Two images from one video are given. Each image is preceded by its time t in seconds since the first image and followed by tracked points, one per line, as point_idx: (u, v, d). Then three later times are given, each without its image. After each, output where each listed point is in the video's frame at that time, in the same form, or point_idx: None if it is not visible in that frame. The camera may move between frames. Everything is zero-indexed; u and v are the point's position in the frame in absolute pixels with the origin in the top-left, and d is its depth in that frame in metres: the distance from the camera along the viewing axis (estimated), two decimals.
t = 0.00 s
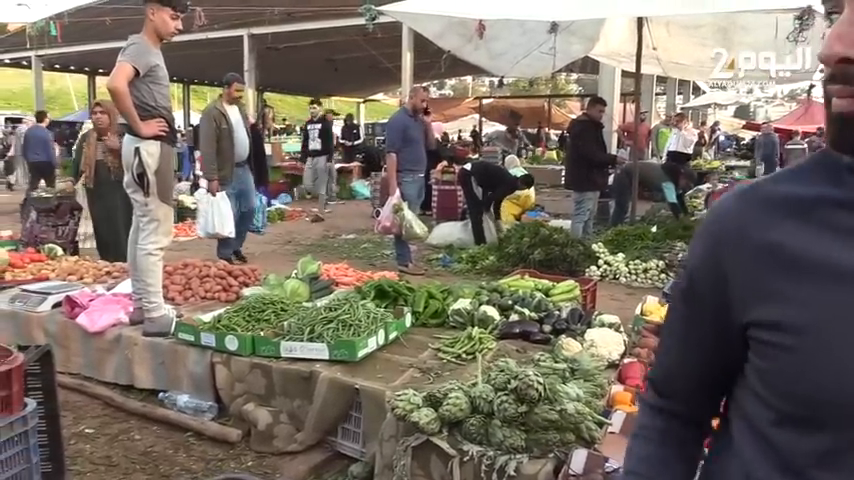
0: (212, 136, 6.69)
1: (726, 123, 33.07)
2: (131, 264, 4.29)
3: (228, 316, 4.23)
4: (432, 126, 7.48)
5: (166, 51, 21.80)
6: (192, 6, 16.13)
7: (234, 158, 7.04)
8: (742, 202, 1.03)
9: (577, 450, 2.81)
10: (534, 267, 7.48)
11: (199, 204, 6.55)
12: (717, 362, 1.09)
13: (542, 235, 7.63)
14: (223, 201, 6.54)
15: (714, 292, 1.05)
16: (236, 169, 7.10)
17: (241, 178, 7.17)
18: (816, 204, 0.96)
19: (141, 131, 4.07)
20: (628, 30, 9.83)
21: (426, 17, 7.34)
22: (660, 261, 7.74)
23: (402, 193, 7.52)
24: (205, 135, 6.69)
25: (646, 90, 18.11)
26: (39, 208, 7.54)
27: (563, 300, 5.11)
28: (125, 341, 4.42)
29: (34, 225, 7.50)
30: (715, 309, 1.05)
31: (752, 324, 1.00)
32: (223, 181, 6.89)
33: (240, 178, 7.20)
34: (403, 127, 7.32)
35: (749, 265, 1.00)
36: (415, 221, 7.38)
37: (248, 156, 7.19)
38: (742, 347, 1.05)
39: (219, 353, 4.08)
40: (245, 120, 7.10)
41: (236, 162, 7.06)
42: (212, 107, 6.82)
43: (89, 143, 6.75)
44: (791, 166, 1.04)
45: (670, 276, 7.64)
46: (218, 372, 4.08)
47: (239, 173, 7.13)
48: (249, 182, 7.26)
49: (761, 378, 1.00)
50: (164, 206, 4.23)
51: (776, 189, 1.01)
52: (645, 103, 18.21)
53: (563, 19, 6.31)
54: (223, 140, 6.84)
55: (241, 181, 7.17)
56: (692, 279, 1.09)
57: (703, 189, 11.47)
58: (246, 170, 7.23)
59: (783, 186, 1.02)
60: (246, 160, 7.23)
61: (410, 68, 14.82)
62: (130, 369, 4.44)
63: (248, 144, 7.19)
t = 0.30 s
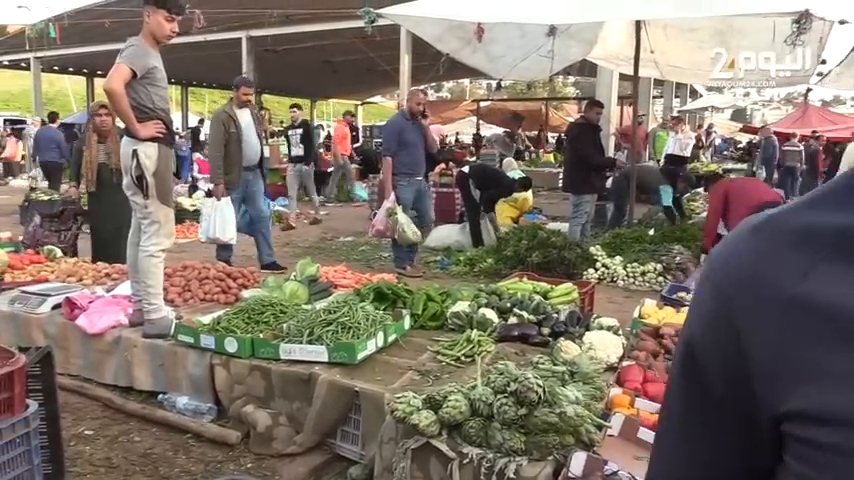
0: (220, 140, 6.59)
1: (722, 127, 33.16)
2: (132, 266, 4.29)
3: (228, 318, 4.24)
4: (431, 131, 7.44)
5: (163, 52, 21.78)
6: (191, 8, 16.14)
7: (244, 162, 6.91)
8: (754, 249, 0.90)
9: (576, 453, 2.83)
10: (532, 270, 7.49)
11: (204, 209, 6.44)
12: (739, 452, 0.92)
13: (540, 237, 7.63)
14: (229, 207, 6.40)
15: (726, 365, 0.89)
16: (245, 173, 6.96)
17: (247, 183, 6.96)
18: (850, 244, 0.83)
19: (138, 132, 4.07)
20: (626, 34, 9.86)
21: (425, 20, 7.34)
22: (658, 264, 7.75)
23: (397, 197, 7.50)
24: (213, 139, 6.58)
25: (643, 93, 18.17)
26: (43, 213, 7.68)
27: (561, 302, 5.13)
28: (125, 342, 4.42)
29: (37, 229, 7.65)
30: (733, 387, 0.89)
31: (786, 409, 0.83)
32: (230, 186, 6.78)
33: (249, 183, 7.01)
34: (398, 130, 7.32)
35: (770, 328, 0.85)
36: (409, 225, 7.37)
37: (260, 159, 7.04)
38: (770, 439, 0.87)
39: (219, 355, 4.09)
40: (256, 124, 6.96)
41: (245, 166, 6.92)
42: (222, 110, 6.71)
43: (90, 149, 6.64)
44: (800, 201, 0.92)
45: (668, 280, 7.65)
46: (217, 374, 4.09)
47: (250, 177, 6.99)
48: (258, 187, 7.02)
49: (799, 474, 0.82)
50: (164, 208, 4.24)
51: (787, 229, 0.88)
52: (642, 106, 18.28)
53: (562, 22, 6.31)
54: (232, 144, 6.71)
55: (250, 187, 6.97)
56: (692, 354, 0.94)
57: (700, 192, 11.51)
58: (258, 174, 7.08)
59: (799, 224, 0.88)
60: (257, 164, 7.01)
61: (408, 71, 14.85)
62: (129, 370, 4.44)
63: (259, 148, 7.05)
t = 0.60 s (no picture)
0: (227, 140, 6.44)
1: (708, 130, 33.44)
2: (119, 269, 4.30)
3: (215, 323, 4.22)
4: (424, 135, 7.36)
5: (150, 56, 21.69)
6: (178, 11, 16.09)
7: (250, 165, 6.72)
8: (799, 280, 0.80)
9: (565, 455, 2.85)
10: (520, 272, 7.50)
11: (199, 208, 6.35)
12: None
13: (528, 239, 7.63)
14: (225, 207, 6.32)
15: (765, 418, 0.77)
16: (250, 176, 6.78)
17: (253, 186, 6.80)
18: None
19: (112, 134, 4.03)
20: (612, 37, 9.91)
21: (413, 24, 7.34)
22: (645, 266, 7.79)
23: (386, 201, 7.39)
24: (220, 138, 6.43)
25: (630, 97, 18.29)
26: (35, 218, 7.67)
27: (549, 305, 5.14)
28: (111, 348, 4.39)
29: (29, 234, 7.62)
30: (768, 444, 0.77)
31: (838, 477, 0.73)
32: (233, 186, 6.59)
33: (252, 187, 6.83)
34: (390, 134, 7.24)
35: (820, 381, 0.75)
36: (391, 230, 7.46)
37: (266, 164, 6.88)
38: None
39: (206, 359, 4.07)
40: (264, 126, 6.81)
41: (251, 169, 6.74)
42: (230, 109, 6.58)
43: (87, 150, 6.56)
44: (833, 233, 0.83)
45: (655, 281, 7.70)
46: (205, 379, 4.07)
47: (255, 181, 6.81)
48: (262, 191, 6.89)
49: None
50: (143, 211, 4.20)
51: (826, 263, 0.80)
52: (629, 109, 18.40)
53: (549, 26, 6.32)
54: (238, 145, 6.57)
55: (257, 190, 6.83)
56: (714, 384, 0.82)
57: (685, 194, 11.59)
58: (263, 178, 6.90)
59: (846, 250, 0.80)
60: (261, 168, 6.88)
61: (396, 74, 14.86)
62: (116, 376, 4.41)
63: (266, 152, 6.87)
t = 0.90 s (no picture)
0: (224, 136, 6.36)
1: (693, 134, 33.66)
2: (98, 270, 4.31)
3: (199, 324, 4.20)
4: (427, 140, 7.23)
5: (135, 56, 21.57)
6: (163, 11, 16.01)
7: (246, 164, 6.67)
8: None
9: (550, 457, 2.87)
10: (505, 274, 7.52)
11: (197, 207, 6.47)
12: None
13: (514, 242, 7.66)
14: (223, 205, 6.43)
15: None
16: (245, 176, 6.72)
17: (249, 185, 6.73)
18: None
19: (83, 137, 4.00)
20: (598, 41, 9.97)
21: (399, 26, 7.34)
22: (629, 268, 7.83)
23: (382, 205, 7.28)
24: (215, 134, 6.34)
25: (615, 100, 18.38)
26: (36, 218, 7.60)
27: (535, 307, 5.15)
28: (94, 349, 4.35)
29: (26, 235, 7.53)
30: None
31: None
32: (227, 184, 6.54)
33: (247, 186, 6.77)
34: (391, 136, 7.10)
35: None
36: (378, 234, 7.39)
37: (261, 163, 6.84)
38: None
39: (190, 361, 4.04)
40: (259, 124, 6.74)
41: (247, 168, 6.68)
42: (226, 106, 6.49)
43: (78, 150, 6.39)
44: None
45: (639, 284, 7.74)
46: (188, 381, 4.04)
47: (250, 181, 6.76)
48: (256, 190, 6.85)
49: None
50: (117, 212, 4.17)
51: None
52: (614, 112, 18.49)
53: (534, 28, 6.33)
54: (234, 142, 6.49)
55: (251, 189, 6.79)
56: None
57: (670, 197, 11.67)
58: (256, 177, 6.86)
59: None
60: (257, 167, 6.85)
61: (382, 76, 14.85)
62: (98, 378, 4.37)
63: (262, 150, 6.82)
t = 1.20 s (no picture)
0: (219, 143, 6.28)
1: (682, 135, 33.80)
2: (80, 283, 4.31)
3: (188, 327, 4.17)
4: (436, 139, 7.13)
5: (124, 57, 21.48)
6: (152, 12, 15.94)
7: (245, 168, 6.57)
8: None
9: (540, 459, 2.88)
10: (495, 276, 7.53)
11: (202, 217, 6.37)
12: None
13: (504, 243, 7.68)
14: (227, 213, 6.39)
15: None
16: (246, 179, 6.64)
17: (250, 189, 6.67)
18: None
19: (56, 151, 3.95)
20: (587, 43, 10.00)
21: (389, 27, 7.32)
22: (619, 269, 7.86)
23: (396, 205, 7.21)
24: (211, 142, 6.28)
25: (604, 101, 18.44)
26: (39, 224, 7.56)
27: (524, 308, 5.16)
28: (81, 353, 4.32)
29: (27, 241, 7.50)
30: None
31: None
32: (228, 191, 6.51)
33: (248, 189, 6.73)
34: (397, 136, 7.04)
35: None
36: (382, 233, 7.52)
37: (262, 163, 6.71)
38: None
39: (178, 364, 4.01)
40: (257, 124, 6.59)
41: (247, 172, 6.58)
42: (219, 111, 6.37)
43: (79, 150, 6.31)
44: None
45: (629, 285, 7.76)
46: (177, 384, 4.01)
47: (252, 184, 6.70)
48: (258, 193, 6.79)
49: None
50: (89, 224, 4.13)
51: None
52: (603, 114, 18.57)
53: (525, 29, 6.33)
54: (231, 149, 6.40)
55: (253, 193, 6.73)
56: None
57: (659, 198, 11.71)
58: (258, 180, 6.79)
59: None
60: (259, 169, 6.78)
61: (372, 77, 14.84)
62: (86, 382, 4.34)
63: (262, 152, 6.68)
